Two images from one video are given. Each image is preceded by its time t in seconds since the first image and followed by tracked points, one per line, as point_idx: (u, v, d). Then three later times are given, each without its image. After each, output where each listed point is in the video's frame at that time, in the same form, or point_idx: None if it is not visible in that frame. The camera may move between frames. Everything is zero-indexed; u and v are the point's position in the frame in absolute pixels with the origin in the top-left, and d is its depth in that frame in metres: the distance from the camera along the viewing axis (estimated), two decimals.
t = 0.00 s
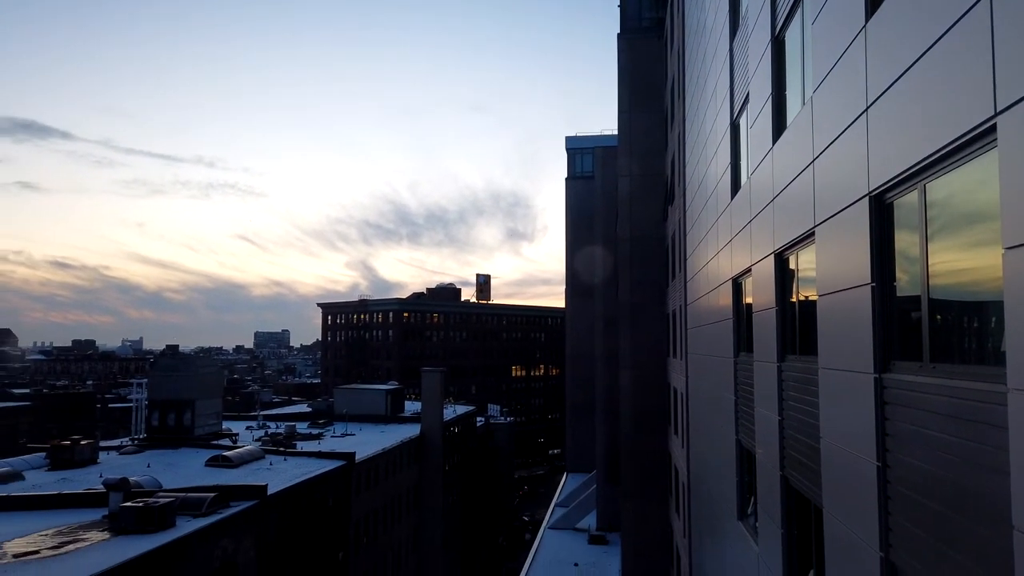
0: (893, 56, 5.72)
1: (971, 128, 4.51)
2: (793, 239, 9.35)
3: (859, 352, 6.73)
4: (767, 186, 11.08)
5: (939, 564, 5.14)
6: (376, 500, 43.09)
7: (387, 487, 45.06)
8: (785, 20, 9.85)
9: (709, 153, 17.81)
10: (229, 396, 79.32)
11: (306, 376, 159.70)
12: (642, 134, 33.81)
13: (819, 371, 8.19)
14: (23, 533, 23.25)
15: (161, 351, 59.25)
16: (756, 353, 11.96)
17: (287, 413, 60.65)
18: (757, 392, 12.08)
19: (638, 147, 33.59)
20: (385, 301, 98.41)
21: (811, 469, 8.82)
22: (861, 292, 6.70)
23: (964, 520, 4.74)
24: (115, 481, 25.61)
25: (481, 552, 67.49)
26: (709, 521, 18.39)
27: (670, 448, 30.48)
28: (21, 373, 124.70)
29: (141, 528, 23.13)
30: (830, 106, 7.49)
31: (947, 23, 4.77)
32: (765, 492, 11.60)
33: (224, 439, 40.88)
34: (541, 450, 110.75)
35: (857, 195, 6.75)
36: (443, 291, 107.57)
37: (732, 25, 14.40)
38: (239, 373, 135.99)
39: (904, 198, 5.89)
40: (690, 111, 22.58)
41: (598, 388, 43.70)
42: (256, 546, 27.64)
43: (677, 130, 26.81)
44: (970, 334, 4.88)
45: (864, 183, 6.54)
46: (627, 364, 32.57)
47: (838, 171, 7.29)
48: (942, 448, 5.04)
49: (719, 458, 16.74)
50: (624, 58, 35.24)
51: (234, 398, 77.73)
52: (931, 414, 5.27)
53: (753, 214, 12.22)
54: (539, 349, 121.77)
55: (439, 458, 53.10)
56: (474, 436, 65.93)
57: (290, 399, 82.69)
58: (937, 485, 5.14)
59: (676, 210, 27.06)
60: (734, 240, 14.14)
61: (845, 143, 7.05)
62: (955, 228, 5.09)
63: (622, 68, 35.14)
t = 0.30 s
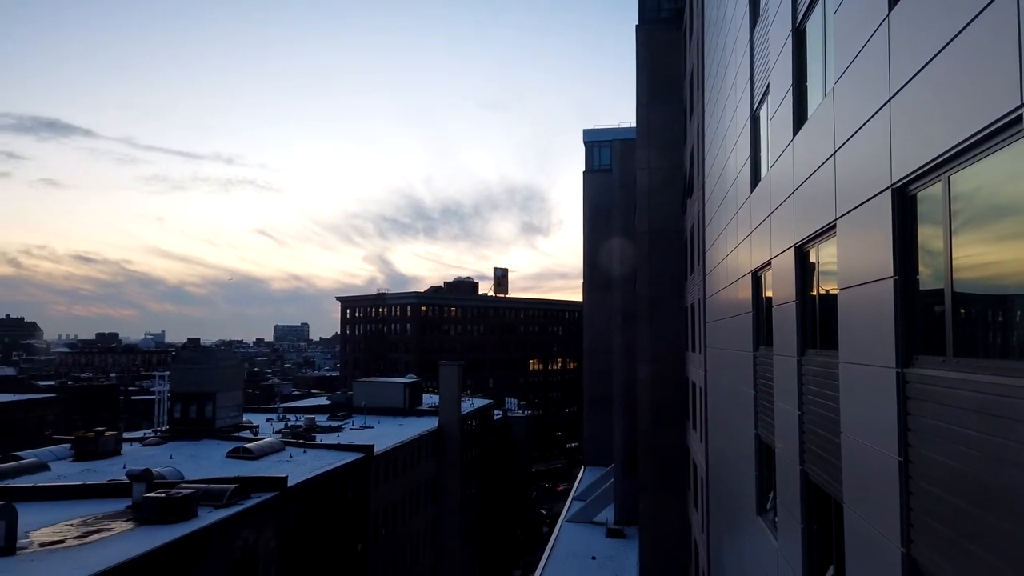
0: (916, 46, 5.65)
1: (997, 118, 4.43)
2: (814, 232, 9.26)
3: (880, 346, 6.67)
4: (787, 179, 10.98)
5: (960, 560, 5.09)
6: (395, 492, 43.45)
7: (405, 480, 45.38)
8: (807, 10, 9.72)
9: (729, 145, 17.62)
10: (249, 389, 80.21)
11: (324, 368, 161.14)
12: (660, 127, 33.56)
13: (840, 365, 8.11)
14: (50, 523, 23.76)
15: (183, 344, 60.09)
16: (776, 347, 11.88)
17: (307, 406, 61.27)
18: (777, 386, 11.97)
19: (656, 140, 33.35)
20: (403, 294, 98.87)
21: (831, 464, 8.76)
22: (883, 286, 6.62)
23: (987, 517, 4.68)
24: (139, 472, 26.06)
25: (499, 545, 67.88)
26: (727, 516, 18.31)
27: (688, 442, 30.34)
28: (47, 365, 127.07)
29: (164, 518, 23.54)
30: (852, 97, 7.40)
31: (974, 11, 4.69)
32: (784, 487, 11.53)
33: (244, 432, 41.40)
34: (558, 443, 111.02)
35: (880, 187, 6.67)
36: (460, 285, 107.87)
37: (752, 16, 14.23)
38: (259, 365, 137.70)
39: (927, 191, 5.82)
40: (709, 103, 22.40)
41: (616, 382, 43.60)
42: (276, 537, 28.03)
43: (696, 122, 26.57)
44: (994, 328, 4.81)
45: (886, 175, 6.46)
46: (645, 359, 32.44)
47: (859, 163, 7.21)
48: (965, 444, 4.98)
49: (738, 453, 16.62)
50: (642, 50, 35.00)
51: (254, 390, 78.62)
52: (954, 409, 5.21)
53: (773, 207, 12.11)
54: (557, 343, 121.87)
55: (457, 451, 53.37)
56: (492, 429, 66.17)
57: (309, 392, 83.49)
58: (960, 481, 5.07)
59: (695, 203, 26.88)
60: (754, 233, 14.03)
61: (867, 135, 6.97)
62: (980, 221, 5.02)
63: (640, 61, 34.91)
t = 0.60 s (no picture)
0: (940, 35, 5.55)
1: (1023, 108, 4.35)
2: (835, 224, 9.16)
3: (903, 339, 6.58)
4: (808, 171, 10.87)
5: (982, 556, 5.04)
6: (414, 484, 43.79)
7: (424, 472, 45.71)
8: None
9: (749, 137, 17.46)
10: (269, 381, 81.17)
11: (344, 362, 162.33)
12: (678, 118, 33.32)
13: (862, 359, 8.03)
14: (76, 512, 24.29)
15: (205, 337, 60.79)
16: (796, 341, 11.79)
17: (326, 398, 61.85)
18: (797, 380, 11.88)
19: (676, 132, 33.07)
20: (421, 288, 99.25)
21: (852, 459, 8.69)
22: (906, 279, 6.54)
23: (1011, 513, 4.62)
24: (162, 463, 26.52)
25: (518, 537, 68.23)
26: (747, 510, 18.24)
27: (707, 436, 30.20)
28: (72, 358, 129.20)
29: (187, 508, 23.97)
30: (875, 88, 7.30)
31: None
32: (804, 482, 11.46)
33: (265, 424, 41.91)
34: (576, 437, 111.14)
35: (903, 179, 6.57)
36: (478, 278, 108.03)
37: (773, 5, 14.05)
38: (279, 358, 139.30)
39: (952, 182, 5.73)
40: (729, 94, 22.17)
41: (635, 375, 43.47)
42: (297, 528, 28.39)
43: (716, 113, 26.33)
44: (1020, 322, 4.73)
45: (910, 166, 6.37)
46: (664, 352, 32.32)
47: (882, 154, 7.12)
48: (989, 438, 4.92)
49: (758, 448, 16.53)
50: (661, 41, 34.69)
51: (274, 383, 79.52)
52: (978, 402, 5.14)
53: (794, 199, 11.99)
54: (575, 336, 121.76)
55: (475, 444, 53.61)
56: (510, 423, 66.37)
57: (328, 385, 84.30)
58: (984, 476, 5.01)
59: (714, 195, 26.67)
60: (774, 226, 13.92)
61: (890, 126, 6.88)
62: (1005, 213, 4.93)
63: (659, 52, 34.60)
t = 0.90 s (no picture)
0: (966, 23, 5.44)
1: None
2: (858, 216, 9.06)
3: (926, 331, 6.51)
4: (829, 161, 10.74)
5: (1006, 552, 4.99)
6: (432, 475, 44.10)
7: (442, 463, 46.02)
8: None
9: (770, 127, 17.23)
10: (290, 373, 82.06)
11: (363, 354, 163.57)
12: (698, 109, 33.00)
13: (883, 351, 7.97)
14: (101, 501, 24.81)
15: (226, 329, 61.59)
16: (817, 333, 11.69)
17: (346, 389, 62.44)
18: (818, 372, 11.81)
19: (695, 124, 32.73)
20: (440, 280, 99.53)
21: (873, 453, 8.63)
22: (930, 271, 6.45)
23: None
24: (185, 453, 27.00)
25: (536, 529, 68.50)
26: (767, 504, 18.16)
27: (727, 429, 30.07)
28: (97, 349, 131.54)
29: (209, 497, 24.40)
30: (899, 76, 7.17)
31: None
32: (824, 476, 11.41)
33: (285, 415, 42.43)
34: (595, 429, 111.18)
35: (927, 169, 6.48)
36: (496, 271, 108.10)
37: None
38: (299, 350, 140.81)
39: (978, 172, 5.64)
40: (750, 85, 21.91)
41: (653, 367, 43.31)
42: (317, 518, 28.76)
43: (736, 103, 26.01)
44: None
45: (934, 156, 6.27)
46: (682, 345, 32.14)
47: (906, 145, 7.02)
48: (1011, 434, 4.87)
49: (778, 441, 16.45)
50: (682, 30, 34.28)
51: (294, 375, 80.38)
52: (1002, 397, 5.08)
53: (816, 190, 11.86)
54: (593, 329, 121.60)
55: (494, 436, 53.85)
56: (528, 415, 66.54)
57: (347, 376, 84.99)
58: (1007, 471, 4.95)
59: (734, 187, 26.46)
60: (795, 218, 13.77)
61: (915, 115, 6.75)
62: None
63: (680, 42, 34.21)
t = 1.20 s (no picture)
0: (993, 12, 5.34)
1: None
2: (881, 209, 8.95)
3: (950, 325, 6.44)
4: (852, 152, 10.61)
5: None
6: (451, 468, 44.34)
7: (461, 457, 46.25)
8: None
9: (791, 120, 17.02)
10: (309, 366, 82.83)
11: (382, 348, 164.47)
12: (716, 103, 32.67)
13: (906, 346, 7.88)
14: (126, 492, 25.28)
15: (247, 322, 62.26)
16: (839, 327, 11.57)
17: (365, 383, 62.94)
18: (839, 367, 11.69)
19: (714, 117, 32.44)
20: (458, 274, 99.80)
21: (895, 448, 8.54)
22: (954, 264, 6.36)
23: None
24: (206, 445, 27.41)
25: (554, 522, 68.63)
26: (787, 501, 18.02)
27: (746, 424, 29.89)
28: (120, 342, 133.68)
29: (231, 489, 24.78)
30: (924, 67, 7.06)
31: None
32: (845, 472, 11.31)
33: (305, 408, 42.87)
34: (612, 423, 110.97)
35: (952, 161, 6.38)
36: (514, 264, 108.15)
37: None
38: (318, 344, 142.02)
39: (1004, 164, 5.54)
40: (771, 78, 21.62)
41: (672, 361, 43.10)
42: (336, 510, 29.07)
43: (756, 95, 25.73)
44: None
45: (959, 147, 6.18)
46: (701, 340, 31.87)
47: (930, 136, 6.92)
48: None
49: (798, 438, 16.30)
50: (701, 22, 33.95)
51: (314, 368, 81.11)
52: None
53: (838, 182, 11.71)
54: (611, 323, 121.31)
55: (511, 430, 54.00)
56: (546, 409, 66.61)
57: (366, 370, 85.54)
58: None
59: (755, 180, 26.20)
60: (817, 211, 13.63)
61: (940, 106, 6.65)
62: None
63: (700, 33, 33.88)
